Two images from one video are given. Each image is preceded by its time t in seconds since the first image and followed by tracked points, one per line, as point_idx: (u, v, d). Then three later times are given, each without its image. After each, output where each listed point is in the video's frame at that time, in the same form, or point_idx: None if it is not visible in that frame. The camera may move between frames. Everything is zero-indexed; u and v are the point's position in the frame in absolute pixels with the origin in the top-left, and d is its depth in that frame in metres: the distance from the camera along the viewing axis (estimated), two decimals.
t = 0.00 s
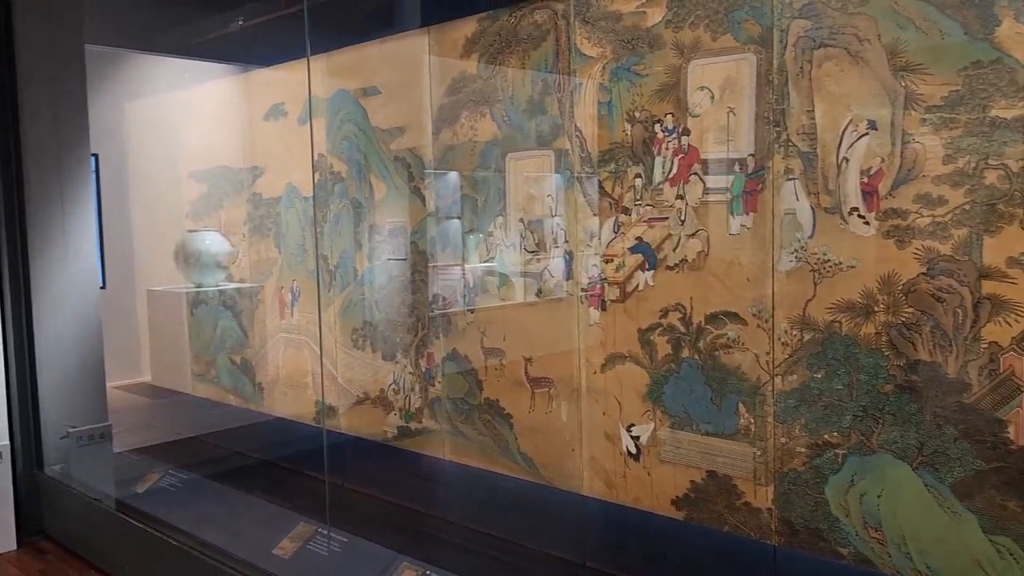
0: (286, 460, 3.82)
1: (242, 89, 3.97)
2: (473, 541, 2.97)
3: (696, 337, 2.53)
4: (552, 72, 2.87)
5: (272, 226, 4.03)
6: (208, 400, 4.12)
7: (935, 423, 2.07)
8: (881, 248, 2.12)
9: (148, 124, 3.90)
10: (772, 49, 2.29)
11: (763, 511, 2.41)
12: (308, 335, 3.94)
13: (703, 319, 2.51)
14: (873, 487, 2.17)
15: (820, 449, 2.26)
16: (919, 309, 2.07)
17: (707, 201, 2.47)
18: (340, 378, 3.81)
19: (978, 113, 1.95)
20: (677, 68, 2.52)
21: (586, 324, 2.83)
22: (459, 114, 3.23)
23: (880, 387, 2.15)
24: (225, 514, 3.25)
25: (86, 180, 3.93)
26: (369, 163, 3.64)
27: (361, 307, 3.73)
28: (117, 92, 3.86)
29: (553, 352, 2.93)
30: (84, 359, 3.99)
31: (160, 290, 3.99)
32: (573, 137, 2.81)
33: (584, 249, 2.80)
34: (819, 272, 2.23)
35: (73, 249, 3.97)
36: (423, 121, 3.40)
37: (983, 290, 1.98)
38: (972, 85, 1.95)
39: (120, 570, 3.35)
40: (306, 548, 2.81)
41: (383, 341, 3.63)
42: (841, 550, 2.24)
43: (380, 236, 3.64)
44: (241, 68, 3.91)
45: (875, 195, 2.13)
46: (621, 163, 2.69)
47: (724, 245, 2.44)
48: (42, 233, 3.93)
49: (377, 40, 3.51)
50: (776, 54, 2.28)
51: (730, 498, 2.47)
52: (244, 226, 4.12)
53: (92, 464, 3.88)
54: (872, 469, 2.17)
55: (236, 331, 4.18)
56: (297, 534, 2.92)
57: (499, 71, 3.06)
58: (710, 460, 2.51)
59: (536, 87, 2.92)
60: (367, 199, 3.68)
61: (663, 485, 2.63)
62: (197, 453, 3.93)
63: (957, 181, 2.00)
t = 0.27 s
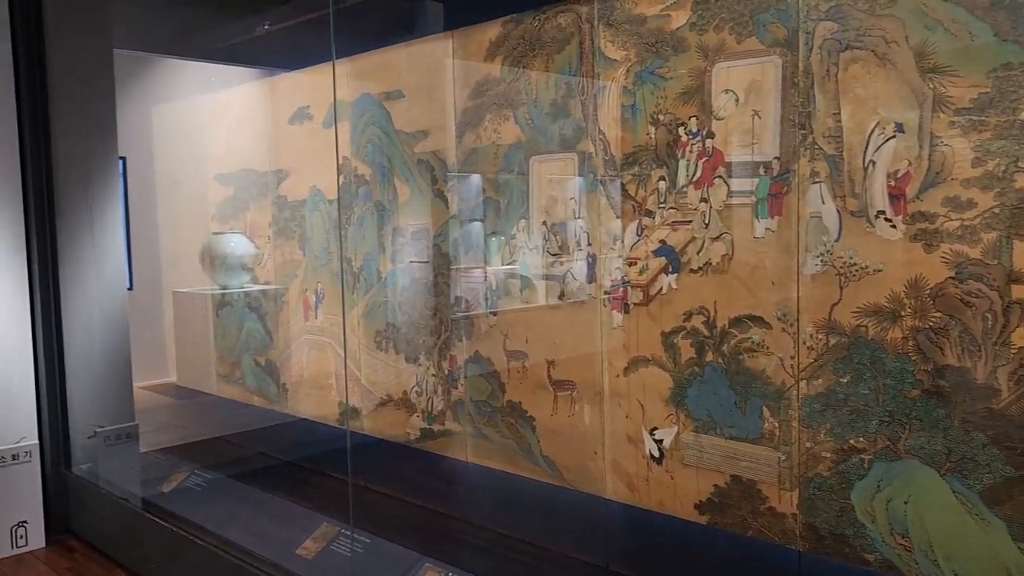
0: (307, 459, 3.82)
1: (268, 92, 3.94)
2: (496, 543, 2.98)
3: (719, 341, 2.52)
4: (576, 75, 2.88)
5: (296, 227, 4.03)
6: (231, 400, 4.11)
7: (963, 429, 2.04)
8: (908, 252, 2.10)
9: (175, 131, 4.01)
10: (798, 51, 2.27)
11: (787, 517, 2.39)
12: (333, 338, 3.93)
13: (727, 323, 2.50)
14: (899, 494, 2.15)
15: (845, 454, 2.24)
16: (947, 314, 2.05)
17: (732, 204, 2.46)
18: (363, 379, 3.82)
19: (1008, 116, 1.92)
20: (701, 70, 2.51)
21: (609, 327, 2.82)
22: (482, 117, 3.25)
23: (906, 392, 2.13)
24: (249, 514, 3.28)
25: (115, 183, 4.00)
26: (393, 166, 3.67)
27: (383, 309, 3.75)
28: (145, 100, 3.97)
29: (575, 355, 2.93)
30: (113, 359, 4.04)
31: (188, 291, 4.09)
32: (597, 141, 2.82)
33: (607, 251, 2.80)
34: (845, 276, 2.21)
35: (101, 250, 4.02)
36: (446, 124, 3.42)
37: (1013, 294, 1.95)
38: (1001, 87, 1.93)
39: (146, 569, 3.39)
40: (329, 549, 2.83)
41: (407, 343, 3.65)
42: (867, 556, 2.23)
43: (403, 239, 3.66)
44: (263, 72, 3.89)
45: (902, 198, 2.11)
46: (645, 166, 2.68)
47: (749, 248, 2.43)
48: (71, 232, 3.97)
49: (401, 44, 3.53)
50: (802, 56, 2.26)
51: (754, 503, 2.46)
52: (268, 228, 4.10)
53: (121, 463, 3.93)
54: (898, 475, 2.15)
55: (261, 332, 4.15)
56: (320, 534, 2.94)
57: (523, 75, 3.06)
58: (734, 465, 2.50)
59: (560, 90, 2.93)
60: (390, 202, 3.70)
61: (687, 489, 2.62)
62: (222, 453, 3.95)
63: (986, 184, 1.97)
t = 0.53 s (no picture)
0: (331, 462, 3.79)
1: (291, 96, 3.94)
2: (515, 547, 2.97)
3: (743, 346, 2.52)
4: (599, 79, 2.89)
5: (320, 231, 4.06)
6: (257, 404, 4.07)
7: (991, 436, 2.02)
8: (935, 257, 2.09)
9: (199, 136, 4.02)
10: (823, 55, 2.26)
11: (812, 523, 2.38)
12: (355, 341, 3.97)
13: (750, 328, 2.50)
14: (926, 501, 2.13)
15: (871, 461, 2.23)
16: (975, 320, 2.03)
17: (756, 209, 2.45)
18: (386, 383, 3.83)
19: None
20: (725, 74, 2.51)
21: (632, 331, 2.83)
22: (505, 121, 3.26)
23: (932, 399, 2.11)
24: (272, 515, 3.31)
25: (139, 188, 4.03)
26: (416, 170, 3.69)
27: (407, 312, 3.77)
28: (169, 105, 3.98)
29: (598, 358, 2.94)
30: (138, 363, 4.07)
31: (212, 293, 4.06)
32: (620, 145, 2.82)
33: (630, 256, 2.80)
34: (871, 281, 2.20)
35: (127, 255, 4.07)
36: (469, 129, 3.43)
37: None
38: None
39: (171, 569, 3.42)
40: (352, 551, 2.85)
41: (430, 346, 3.67)
42: (892, 564, 2.21)
43: (426, 242, 3.69)
44: (287, 78, 3.89)
45: (929, 203, 2.09)
46: (668, 170, 2.68)
47: (773, 253, 2.42)
48: (99, 241, 4.08)
49: (424, 50, 3.55)
50: (827, 60, 2.25)
51: (778, 509, 2.45)
52: (292, 232, 4.13)
53: (147, 463, 4.00)
54: (924, 482, 2.13)
55: (286, 335, 4.15)
56: (343, 537, 2.96)
57: (547, 79, 3.07)
58: (758, 470, 2.49)
59: (583, 95, 2.94)
60: (413, 205, 3.71)
61: (709, 494, 2.62)
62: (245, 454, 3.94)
63: (1015, 189, 1.96)
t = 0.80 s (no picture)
0: (354, 464, 3.72)
1: (316, 101, 3.99)
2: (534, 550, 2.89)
3: (766, 351, 2.51)
4: (622, 83, 2.88)
5: (343, 235, 4.10)
6: (279, 404, 4.05)
7: (1019, 444, 1.99)
8: (963, 262, 2.06)
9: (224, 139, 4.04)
10: (848, 59, 2.25)
11: (836, 529, 2.36)
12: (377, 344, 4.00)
13: (773, 333, 2.49)
14: (952, 508, 2.11)
15: (896, 467, 2.21)
16: (1004, 325, 2.01)
17: (780, 213, 2.44)
18: (408, 386, 3.84)
19: None
20: (749, 78, 2.50)
21: (654, 334, 2.86)
22: (527, 125, 3.26)
23: (960, 405, 2.09)
24: (293, 516, 3.31)
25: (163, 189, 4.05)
26: (438, 174, 3.70)
27: (429, 315, 3.78)
28: (196, 108, 4.00)
29: (620, 362, 2.94)
30: (161, 362, 4.11)
31: (234, 297, 4.06)
32: (643, 149, 2.83)
33: (653, 260, 2.81)
34: (896, 286, 2.18)
35: (151, 254, 4.10)
36: (491, 133, 3.46)
37: None
38: None
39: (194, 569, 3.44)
40: (373, 554, 2.86)
41: (452, 349, 3.68)
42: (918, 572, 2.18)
43: (447, 247, 3.70)
44: (310, 81, 3.94)
45: (956, 208, 2.07)
46: (691, 174, 2.69)
47: (797, 257, 2.40)
48: (125, 239, 4.10)
49: (446, 54, 3.55)
50: (852, 64, 2.24)
51: (801, 515, 2.43)
52: (315, 235, 4.15)
53: (168, 466, 3.99)
54: (951, 489, 2.11)
55: (308, 338, 4.20)
56: (364, 539, 2.97)
57: (568, 83, 3.05)
58: (781, 476, 2.48)
59: (605, 99, 2.91)
60: (435, 209, 3.73)
61: (732, 500, 2.64)
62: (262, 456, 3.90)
63: None
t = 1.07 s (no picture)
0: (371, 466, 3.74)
1: (338, 103, 4.06)
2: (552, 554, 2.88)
3: (789, 355, 2.51)
4: (644, 86, 2.88)
5: (365, 238, 4.18)
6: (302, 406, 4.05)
7: None
8: (991, 266, 2.04)
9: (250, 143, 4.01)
10: (874, 61, 2.23)
11: (861, 536, 2.34)
12: (399, 346, 4.04)
13: (798, 337, 2.48)
14: (980, 516, 2.08)
15: (922, 474, 2.18)
16: None
17: (805, 217, 2.42)
18: (429, 388, 3.86)
19: None
20: (773, 81, 2.49)
21: (677, 340, 2.82)
22: (549, 129, 3.28)
23: (989, 411, 2.06)
24: (312, 517, 3.30)
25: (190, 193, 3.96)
26: (461, 177, 3.72)
27: (450, 318, 3.80)
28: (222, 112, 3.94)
29: (641, 366, 2.93)
30: (187, 370, 4.01)
31: (256, 298, 4.02)
32: (666, 153, 2.82)
33: (676, 264, 2.80)
34: (923, 290, 2.16)
35: (178, 259, 4.00)
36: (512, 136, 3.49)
37: None
38: None
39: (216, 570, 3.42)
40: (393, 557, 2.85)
41: (473, 352, 3.70)
42: None
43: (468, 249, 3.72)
44: (334, 86, 4.00)
45: (985, 211, 2.05)
46: (714, 177, 2.67)
47: (822, 261, 2.39)
48: (152, 244, 3.99)
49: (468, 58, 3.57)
50: (878, 66, 2.22)
51: (825, 521, 2.42)
52: (339, 238, 4.23)
53: (193, 468, 3.90)
54: (978, 497, 2.08)
55: (330, 340, 4.27)
56: (386, 541, 2.96)
57: (591, 86, 3.07)
58: (804, 481, 2.47)
59: (628, 102, 2.93)
60: (458, 212, 3.76)
61: (755, 506, 2.60)
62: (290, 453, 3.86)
63: None
